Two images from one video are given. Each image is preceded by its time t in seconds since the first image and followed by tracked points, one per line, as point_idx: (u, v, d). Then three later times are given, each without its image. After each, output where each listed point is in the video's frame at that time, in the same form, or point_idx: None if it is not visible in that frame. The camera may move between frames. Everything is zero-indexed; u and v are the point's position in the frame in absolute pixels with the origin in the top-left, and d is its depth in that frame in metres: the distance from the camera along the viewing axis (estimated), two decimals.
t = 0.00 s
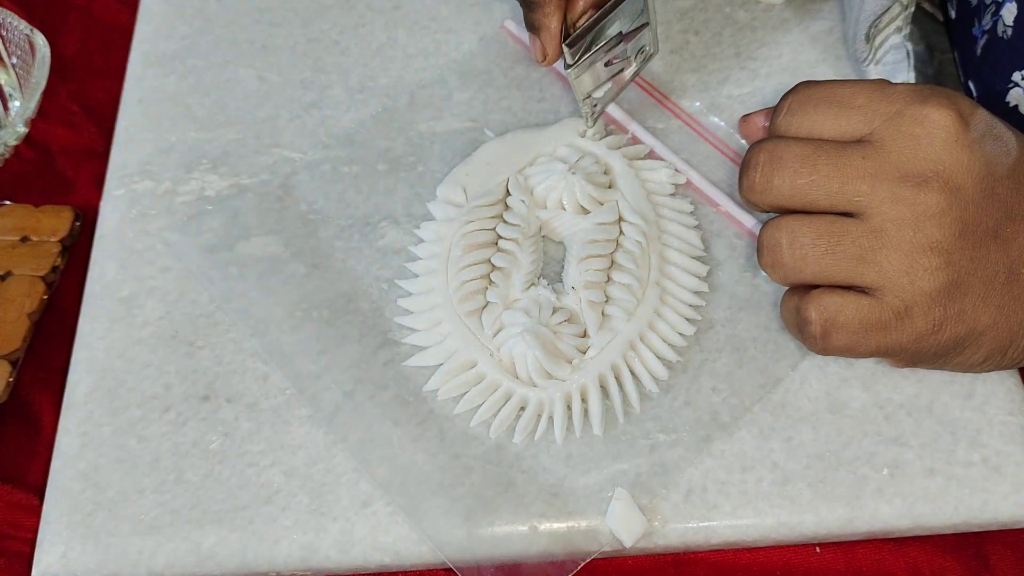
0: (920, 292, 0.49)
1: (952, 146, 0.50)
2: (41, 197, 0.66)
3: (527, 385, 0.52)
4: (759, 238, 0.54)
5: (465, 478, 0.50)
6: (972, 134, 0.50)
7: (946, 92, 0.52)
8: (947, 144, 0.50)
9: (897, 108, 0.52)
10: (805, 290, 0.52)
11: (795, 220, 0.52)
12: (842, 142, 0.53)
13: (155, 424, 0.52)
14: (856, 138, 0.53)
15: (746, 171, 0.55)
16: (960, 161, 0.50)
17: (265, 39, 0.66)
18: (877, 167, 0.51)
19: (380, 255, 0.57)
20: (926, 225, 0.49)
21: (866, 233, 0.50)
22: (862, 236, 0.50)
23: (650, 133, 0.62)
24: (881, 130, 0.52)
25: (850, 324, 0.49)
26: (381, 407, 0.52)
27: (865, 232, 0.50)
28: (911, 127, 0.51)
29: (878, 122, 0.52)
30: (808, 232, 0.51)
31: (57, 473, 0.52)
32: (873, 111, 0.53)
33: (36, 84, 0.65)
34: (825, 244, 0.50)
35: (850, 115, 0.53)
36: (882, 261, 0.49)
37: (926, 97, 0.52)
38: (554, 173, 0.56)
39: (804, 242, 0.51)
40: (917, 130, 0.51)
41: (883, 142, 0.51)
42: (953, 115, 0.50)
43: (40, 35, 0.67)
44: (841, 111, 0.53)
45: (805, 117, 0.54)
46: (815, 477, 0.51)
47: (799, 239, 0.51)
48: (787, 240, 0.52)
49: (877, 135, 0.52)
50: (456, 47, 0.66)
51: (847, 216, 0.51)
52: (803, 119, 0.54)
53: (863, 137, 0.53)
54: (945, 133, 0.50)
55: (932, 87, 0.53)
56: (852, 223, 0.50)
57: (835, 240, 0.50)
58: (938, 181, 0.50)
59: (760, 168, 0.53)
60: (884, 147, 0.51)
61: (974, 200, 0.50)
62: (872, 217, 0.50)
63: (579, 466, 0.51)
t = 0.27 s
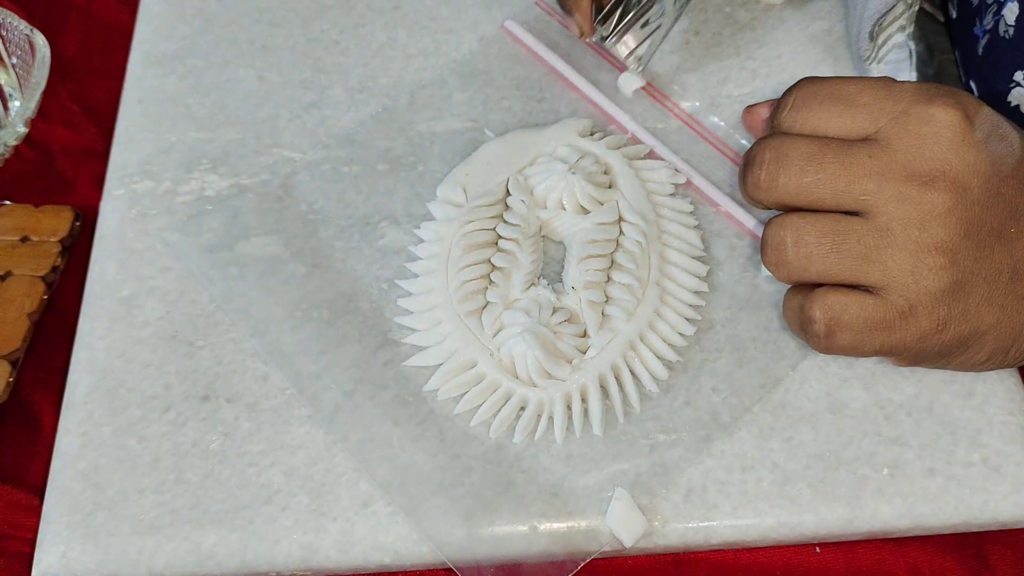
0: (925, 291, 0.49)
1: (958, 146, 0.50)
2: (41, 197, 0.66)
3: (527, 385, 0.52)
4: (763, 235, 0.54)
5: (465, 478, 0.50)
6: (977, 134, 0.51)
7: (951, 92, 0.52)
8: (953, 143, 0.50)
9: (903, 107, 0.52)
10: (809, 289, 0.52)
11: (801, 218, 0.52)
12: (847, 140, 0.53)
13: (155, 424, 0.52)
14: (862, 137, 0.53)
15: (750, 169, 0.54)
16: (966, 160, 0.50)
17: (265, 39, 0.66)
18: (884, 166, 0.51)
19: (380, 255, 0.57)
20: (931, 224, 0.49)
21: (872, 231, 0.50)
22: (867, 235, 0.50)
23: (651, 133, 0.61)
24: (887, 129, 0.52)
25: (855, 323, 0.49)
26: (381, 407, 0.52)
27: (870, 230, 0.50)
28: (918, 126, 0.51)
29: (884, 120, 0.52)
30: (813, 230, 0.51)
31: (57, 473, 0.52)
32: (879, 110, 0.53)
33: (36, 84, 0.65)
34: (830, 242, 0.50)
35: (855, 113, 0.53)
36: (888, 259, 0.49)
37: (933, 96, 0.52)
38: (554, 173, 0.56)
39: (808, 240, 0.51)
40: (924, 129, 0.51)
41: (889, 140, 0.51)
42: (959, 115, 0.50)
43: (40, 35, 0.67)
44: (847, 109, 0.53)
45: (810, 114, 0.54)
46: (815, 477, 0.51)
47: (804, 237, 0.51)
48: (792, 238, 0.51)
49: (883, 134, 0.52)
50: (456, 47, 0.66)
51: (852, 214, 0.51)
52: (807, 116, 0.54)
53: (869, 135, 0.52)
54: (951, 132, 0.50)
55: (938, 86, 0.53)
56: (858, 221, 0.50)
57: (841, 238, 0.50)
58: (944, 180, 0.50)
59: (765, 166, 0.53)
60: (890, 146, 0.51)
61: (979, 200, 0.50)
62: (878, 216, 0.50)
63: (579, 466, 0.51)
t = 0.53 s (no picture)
0: (900, 250, 0.52)
1: (945, 107, 0.51)
2: (41, 197, 0.66)
3: (527, 386, 0.52)
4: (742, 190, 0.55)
5: (465, 478, 0.50)
6: (965, 92, 0.51)
7: (941, 44, 0.53)
8: (940, 104, 0.51)
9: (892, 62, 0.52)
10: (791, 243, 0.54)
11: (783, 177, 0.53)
12: (836, 98, 0.53)
13: (155, 424, 0.52)
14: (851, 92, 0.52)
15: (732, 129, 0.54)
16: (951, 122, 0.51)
17: (265, 39, 0.66)
18: (870, 128, 0.52)
19: (380, 255, 0.57)
20: (909, 184, 0.52)
21: (853, 193, 0.52)
22: (848, 196, 0.52)
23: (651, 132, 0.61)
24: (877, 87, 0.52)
25: (832, 278, 0.52)
26: (381, 407, 0.52)
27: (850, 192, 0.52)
28: (908, 85, 0.51)
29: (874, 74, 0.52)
30: (794, 191, 0.53)
31: (57, 473, 0.51)
32: (871, 64, 0.52)
33: (36, 84, 0.65)
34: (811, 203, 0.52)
35: (848, 67, 0.52)
36: (865, 219, 0.52)
37: (923, 53, 0.52)
38: (554, 173, 0.56)
39: (790, 200, 0.53)
40: (911, 89, 0.51)
41: (877, 98, 0.52)
42: (948, 75, 0.51)
43: (40, 35, 0.67)
44: (840, 62, 0.52)
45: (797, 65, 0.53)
46: (815, 477, 0.51)
47: (783, 197, 0.53)
48: (773, 196, 0.53)
49: (871, 90, 0.52)
50: (456, 47, 0.66)
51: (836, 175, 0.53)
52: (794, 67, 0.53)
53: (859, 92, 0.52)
54: (939, 93, 0.51)
55: (929, 39, 0.53)
56: (841, 183, 0.52)
57: (821, 199, 0.52)
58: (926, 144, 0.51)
59: (747, 129, 0.53)
60: (876, 105, 0.51)
61: (961, 158, 0.52)
62: (859, 177, 0.52)
63: (579, 465, 0.51)
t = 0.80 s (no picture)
0: (883, 201, 0.53)
1: (967, 67, 0.48)
2: (41, 197, 0.66)
3: (527, 386, 0.52)
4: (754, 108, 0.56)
5: (465, 478, 0.50)
6: (996, 52, 0.47)
7: None
8: (962, 64, 0.48)
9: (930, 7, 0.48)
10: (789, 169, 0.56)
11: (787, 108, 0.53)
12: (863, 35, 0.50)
13: (155, 424, 0.52)
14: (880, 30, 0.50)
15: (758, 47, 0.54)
16: (970, 85, 0.48)
17: (265, 39, 0.66)
18: (880, 78, 0.50)
19: (380, 255, 0.57)
20: (908, 145, 0.50)
21: (849, 139, 0.52)
22: (843, 141, 0.52)
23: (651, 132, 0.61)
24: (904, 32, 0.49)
25: (813, 212, 0.54)
26: (381, 407, 0.52)
27: (846, 138, 0.52)
28: (932, 38, 0.48)
29: (903, 19, 0.49)
30: (792, 124, 0.53)
31: (57, 473, 0.52)
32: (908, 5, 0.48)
33: (36, 84, 0.65)
34: (807, 141, 0.53)
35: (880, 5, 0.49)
36: (856, 168, 0.52)
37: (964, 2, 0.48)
38: (554, 174, 0.56)
39: (789, 131, 0.53)
40: (936, 45, 0.48)
41: (896, 50, 0.49)
42: (981, 33, 0.47)
43: (40, 35, 0.67)
44: None
45: None
46: (815, 477, 0.51)
47: (782, 127, 0.54)
48: (774, 123, 0.54)
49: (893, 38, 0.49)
50: (456, 47, 0.66)
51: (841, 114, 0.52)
52: None
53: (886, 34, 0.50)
54: (964, 52, 0.47)
55: None
56: (839, 127, 0.52)
57: (818, 141, 0.53)
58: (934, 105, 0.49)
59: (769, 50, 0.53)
60: (893, 55, 0.49)
61: (969, 123, 0.49)
62: (860, 127, 0.51)
63: (579, 465, 0.51)
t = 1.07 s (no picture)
0: (910, 193, 0.53)
1: (976, 66, 0.53)
2: (42, 198, 0.66)
3: (527, 386, 0.52)
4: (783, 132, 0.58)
5: (465, 478, 0.50)
6: (999, 53, 0.53)
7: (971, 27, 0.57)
8: (970, 60, 0.53)
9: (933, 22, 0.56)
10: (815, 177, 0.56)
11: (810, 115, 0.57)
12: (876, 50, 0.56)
13: (155, 424, 0.52)
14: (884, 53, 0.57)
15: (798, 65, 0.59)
16: (978, 83, 0.53)
17: (266, 39, 0.66)
18: (895, 72, 0.55)
19: (380, 255, 0.57)
20: (928, 127, 0.53)
21: (876, 129, 0.54)
22: (870, 134, 0.54)
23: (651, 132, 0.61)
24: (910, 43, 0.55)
25: (841, 211, 0.54)
26: (381, 407, 0.52)
27: (873, 129, 0.54)
28: (940, 42, 0.54)
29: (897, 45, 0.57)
30: (819, 124, 0.56)
31: (57, 473, 0.52)
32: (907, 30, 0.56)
33: (36, 84, 0.65)
34: (831, 132, 0.55)
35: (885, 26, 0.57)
36: (882, 156, 0.53)
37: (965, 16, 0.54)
38: (553, 174, 0.56)
39: (816, 133, 0.56)
40: (945, 48, 0.54)
41: (910, 49, 0.55)
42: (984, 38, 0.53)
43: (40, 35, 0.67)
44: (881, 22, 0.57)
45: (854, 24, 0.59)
46: (815, 477, 0.51)
47: (810, 122, 0.56)
48: (803, 126, 0.56)
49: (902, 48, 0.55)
50: (456, 47, 0.66)
51: (865, 115, 0.55)
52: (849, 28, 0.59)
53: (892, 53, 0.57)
54: (971, 49, 0.53)
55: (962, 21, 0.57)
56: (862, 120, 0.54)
57: (843, 129, 0.55)
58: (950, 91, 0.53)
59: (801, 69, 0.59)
60: (908, 57, 0.55)
61: (983, 118, 0.53)
62: (883, 115, 0.54)
63: (579, 465, 0.51)
